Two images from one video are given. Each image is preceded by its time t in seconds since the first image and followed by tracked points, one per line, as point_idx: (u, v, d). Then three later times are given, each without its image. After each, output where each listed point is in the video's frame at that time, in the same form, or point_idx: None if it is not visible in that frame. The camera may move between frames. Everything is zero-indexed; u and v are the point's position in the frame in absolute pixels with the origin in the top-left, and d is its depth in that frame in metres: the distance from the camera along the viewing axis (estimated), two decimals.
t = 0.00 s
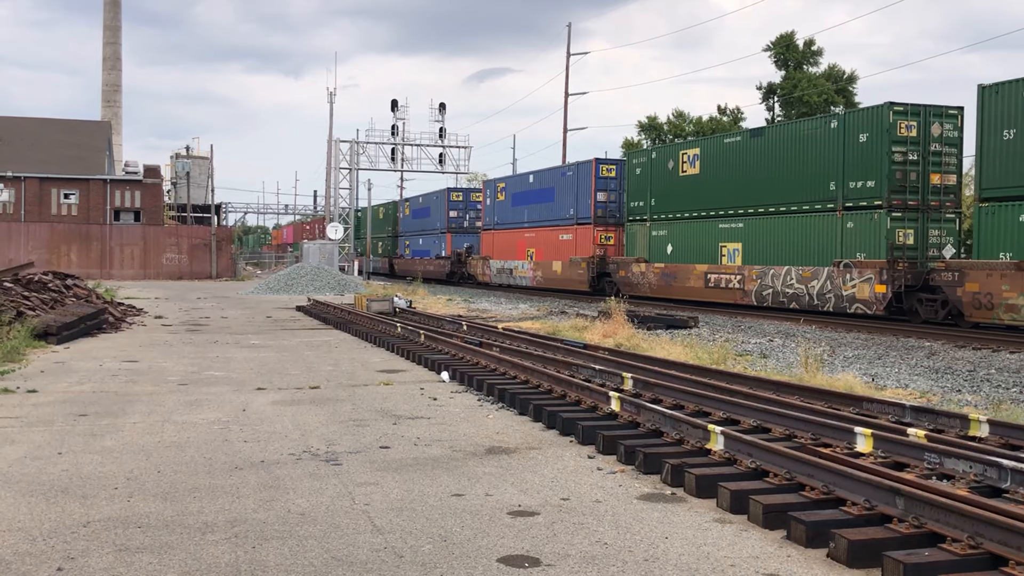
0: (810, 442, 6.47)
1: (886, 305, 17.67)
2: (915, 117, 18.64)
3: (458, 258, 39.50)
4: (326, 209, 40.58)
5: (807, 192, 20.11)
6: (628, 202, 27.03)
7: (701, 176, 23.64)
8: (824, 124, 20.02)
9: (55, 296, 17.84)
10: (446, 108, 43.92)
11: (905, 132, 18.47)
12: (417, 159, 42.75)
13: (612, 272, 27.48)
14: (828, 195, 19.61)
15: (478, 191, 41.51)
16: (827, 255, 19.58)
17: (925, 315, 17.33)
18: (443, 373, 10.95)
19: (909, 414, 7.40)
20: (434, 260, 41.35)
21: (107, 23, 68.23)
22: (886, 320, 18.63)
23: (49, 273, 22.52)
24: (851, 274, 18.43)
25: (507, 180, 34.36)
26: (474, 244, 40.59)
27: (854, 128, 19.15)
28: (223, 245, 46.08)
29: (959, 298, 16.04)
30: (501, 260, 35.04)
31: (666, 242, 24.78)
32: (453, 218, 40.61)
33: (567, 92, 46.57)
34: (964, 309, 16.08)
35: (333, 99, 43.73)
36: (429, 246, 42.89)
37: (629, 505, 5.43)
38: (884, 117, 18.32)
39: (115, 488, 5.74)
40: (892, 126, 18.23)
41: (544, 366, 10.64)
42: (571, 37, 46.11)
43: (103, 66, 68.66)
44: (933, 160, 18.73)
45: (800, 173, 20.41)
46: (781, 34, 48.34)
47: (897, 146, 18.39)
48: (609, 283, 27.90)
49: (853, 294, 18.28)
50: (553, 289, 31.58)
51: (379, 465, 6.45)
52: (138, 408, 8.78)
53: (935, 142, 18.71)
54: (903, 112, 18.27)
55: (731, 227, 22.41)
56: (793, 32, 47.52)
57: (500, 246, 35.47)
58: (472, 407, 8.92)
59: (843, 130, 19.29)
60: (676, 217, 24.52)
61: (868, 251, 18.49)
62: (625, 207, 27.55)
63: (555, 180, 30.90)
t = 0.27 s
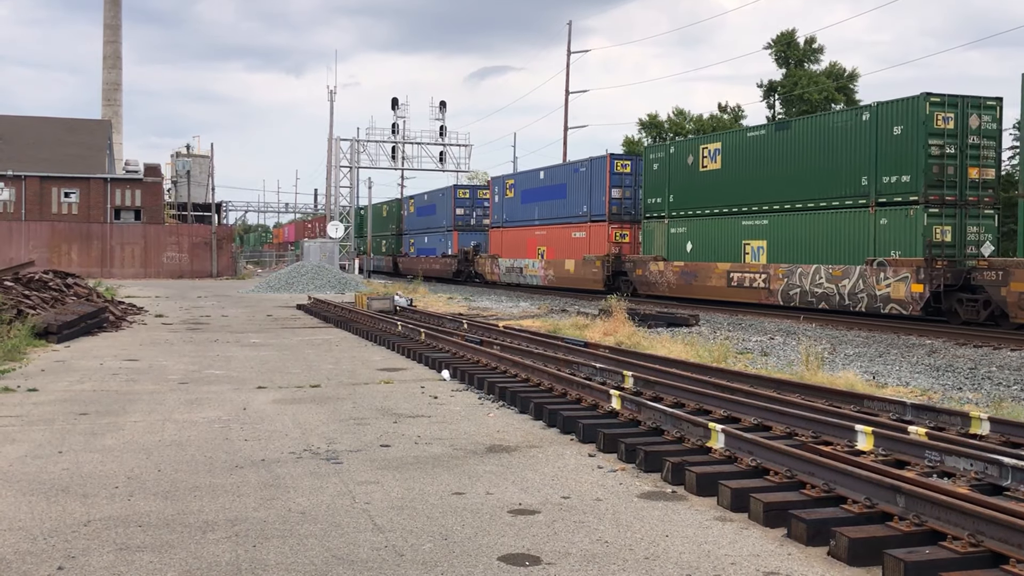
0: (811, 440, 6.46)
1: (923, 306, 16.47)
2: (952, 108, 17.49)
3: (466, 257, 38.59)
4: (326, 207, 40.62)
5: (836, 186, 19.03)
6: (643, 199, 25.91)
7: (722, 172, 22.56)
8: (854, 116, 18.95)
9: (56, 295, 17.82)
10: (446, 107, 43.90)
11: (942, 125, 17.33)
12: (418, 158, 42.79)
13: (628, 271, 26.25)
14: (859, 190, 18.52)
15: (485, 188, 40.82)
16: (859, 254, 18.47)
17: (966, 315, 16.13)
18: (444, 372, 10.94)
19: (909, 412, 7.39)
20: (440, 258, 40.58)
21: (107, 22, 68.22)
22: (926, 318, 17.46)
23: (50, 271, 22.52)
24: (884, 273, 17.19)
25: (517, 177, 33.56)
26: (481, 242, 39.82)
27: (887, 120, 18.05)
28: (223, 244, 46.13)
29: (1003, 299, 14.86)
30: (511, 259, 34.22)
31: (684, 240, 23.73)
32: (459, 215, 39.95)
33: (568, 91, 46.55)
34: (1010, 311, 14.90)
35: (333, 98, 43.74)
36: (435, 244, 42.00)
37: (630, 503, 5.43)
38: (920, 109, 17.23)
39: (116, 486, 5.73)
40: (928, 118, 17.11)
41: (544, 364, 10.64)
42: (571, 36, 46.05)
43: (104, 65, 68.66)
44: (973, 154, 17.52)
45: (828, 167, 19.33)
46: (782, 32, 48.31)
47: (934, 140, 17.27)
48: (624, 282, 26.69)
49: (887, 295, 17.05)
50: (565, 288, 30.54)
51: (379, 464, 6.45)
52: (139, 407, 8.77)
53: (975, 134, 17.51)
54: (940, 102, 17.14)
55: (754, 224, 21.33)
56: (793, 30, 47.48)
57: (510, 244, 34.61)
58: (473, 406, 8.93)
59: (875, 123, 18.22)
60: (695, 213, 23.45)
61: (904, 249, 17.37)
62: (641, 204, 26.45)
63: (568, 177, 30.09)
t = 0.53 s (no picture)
0: (811, 438, 6.46)
1: (961, 306, 15.46)
2: (993, 99, 16.43)
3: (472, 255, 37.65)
4: (326, 206, 40.66)
5: (866, 182, 18.09)
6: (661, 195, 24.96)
7: (743, 167, 21.58)
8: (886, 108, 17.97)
9: (56, 295, 17.83)
10: (446, 105, 43.81)
11: (982, 116, 16.30)
12: (417, 157, 42.78)
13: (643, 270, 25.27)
14: (892, 185, 17.56)
15: (491, 186, 40.00)
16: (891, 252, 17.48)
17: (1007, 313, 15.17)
18: (444, 371, 10.94)
19: (909, 410, 7.39)
20: (446, 257, 39.87)
21: (107, 22, 68.18)
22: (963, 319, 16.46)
23: (50, 271, 22.52)
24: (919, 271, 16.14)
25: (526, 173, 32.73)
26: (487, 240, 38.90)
27: (922, 112, 17.06)
28: (223, 243, 46.11)
29: None
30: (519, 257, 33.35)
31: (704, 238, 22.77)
32: (465, 213, 39.24)
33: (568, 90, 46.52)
34: None
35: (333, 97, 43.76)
36: (442, 244, 41.31)
37: (630, 501, 5.43)
38: (958, 100, 16.21)
39: (116, 486, 5.74)
40: (967, 110, 16.10)
41: (544, 363, 10.63)
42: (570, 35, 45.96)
43: (104, 65, 68.64)
44: (1015, 147, 16.45)
45: (858, 162, 18.35)
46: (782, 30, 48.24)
47: (973, 132, 16.26)
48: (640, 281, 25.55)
49: (923, 294, 16.01)
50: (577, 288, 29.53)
51: (379, 463, 6.45)
52: (139, 407, 8.78)
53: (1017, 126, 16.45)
54: (980, 93, 16.11)
55: (779, 221, 20.37)
56: (793, 28, 47.42)
57: (518, 243, 33.71)
58: (473, 404, 8.94)
59: (909, 115, 17.24)
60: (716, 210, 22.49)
61: (941, 248, 16.34)
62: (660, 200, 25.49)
63: (580, 173, 29.20)
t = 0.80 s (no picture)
0: (810, 437, 6.46)
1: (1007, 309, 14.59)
2: None
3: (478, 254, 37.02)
4: (326, 206, 40.63)
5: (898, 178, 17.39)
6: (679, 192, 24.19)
7: (768, 163, 20.79)
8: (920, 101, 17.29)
9: (56, 296, 17.82)
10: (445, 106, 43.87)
11: None
12: (417, 157, 42.79)
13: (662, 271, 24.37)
14: (929, 181, 16.80)
15: (496, 184, 39.40)
16: (927, 251, 16.67)
17: None
18: (444, 370, 10.94)
19: (908, 408, 7.39)
20: (451, 257, 39.16)
21: (106, 22, 68.11)
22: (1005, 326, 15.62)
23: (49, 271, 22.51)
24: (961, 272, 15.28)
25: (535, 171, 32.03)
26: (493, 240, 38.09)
27: (960, 105, 16.37)
28: (223, 243, 46.02)
29: None
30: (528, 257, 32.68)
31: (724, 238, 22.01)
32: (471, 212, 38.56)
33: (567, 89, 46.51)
34: None
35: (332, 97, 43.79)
36: (446, 243, 40.61)
37: (629, 501, 5.43)
38: (1001, 91, 15.49)
39: (115, 486, 5.73)
40: (1010, 101, 15.40)
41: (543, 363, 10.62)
42: (569, 34, 45.93)
43: (103, 65, 68.63)
44: None
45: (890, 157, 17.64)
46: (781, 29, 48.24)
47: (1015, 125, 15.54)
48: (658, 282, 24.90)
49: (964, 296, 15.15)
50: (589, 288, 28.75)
51: (379, 463, 6.45)
52: (138, 407, 8.77)
53: None
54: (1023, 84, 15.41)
55: (805, 220, 19.63)
56: (792, 27, 47.42)
57: (527, 243, 33.03)
58: (473, 404, 8.94)
59: (947, 108, 16.55)
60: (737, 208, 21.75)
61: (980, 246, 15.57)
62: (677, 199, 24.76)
63: (592, 171, 28.57)
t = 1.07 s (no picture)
0: (809, 437, 6.46)
1: None
2: None
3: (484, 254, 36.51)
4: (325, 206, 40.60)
5: (932, 175, 16.93)
6: (698, 189, 23.70)
7: (793, 158, 20.30)
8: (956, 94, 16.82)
9: (54, 296, 17.81)
10: (443, 106, 43.98)
11: None
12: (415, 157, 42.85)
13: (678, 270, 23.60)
14: (966, 177, 16.32)
15: (502, 184, 39.22)
16: (964, 250, 16.18)
17: None
18: (442, 370, 10.94)
19: (906, 408, 7.40)
20: (455, 257, 38.66)
21: (104, 22, 67.97)
22: None
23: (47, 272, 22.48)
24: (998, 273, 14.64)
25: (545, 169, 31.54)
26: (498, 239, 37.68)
27: (1000, 98, 15.92)
28: (221, 244, 45.89)
29: None
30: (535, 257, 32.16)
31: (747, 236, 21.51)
32: (476, 211, 38.11)
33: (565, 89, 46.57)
34: None
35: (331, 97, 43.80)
36: (451, 243, 40.12)
37: (627, 501, 5.43)
38: None
39: (113, 487, 5.73)
40: None
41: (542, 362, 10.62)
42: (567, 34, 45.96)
43: (100, 65, 68.56)
44: None
45: (924, 153, 17.17)
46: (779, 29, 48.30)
47: None
48: (674, 282, 24.16)
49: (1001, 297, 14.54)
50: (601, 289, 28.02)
51: (377, 463, 6.45)
52: (137, 408, 8.77)
53: None
54: None
55: (832, 218, 19.14)
56: (790, 27, 47.46)
57: (537, 242, 32.50)
58: (471, 404, 8.94)
59: (986, 102, 16.09)
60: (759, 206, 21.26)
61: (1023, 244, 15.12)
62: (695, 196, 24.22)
63: (604, 168, 28.11)
